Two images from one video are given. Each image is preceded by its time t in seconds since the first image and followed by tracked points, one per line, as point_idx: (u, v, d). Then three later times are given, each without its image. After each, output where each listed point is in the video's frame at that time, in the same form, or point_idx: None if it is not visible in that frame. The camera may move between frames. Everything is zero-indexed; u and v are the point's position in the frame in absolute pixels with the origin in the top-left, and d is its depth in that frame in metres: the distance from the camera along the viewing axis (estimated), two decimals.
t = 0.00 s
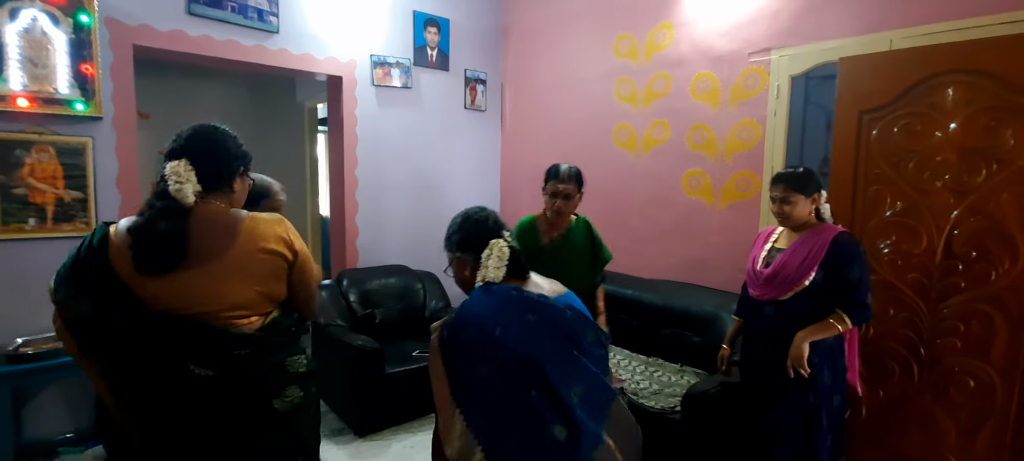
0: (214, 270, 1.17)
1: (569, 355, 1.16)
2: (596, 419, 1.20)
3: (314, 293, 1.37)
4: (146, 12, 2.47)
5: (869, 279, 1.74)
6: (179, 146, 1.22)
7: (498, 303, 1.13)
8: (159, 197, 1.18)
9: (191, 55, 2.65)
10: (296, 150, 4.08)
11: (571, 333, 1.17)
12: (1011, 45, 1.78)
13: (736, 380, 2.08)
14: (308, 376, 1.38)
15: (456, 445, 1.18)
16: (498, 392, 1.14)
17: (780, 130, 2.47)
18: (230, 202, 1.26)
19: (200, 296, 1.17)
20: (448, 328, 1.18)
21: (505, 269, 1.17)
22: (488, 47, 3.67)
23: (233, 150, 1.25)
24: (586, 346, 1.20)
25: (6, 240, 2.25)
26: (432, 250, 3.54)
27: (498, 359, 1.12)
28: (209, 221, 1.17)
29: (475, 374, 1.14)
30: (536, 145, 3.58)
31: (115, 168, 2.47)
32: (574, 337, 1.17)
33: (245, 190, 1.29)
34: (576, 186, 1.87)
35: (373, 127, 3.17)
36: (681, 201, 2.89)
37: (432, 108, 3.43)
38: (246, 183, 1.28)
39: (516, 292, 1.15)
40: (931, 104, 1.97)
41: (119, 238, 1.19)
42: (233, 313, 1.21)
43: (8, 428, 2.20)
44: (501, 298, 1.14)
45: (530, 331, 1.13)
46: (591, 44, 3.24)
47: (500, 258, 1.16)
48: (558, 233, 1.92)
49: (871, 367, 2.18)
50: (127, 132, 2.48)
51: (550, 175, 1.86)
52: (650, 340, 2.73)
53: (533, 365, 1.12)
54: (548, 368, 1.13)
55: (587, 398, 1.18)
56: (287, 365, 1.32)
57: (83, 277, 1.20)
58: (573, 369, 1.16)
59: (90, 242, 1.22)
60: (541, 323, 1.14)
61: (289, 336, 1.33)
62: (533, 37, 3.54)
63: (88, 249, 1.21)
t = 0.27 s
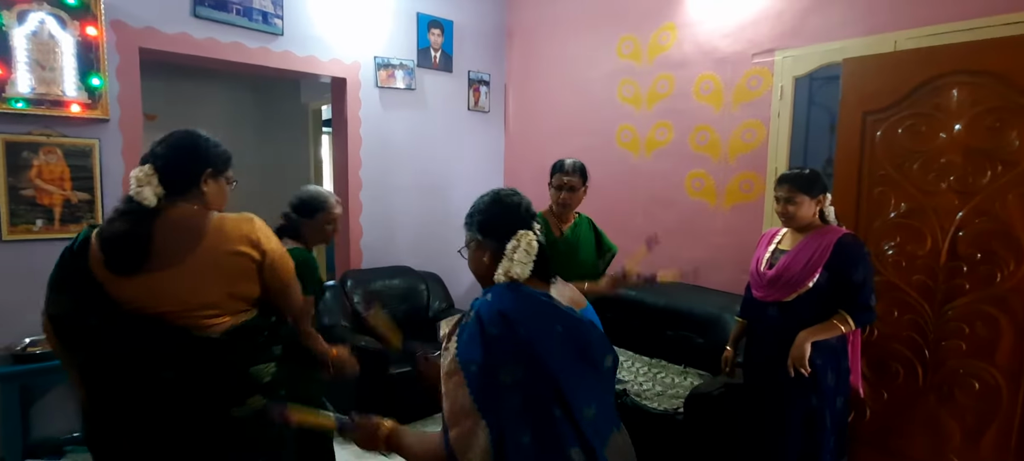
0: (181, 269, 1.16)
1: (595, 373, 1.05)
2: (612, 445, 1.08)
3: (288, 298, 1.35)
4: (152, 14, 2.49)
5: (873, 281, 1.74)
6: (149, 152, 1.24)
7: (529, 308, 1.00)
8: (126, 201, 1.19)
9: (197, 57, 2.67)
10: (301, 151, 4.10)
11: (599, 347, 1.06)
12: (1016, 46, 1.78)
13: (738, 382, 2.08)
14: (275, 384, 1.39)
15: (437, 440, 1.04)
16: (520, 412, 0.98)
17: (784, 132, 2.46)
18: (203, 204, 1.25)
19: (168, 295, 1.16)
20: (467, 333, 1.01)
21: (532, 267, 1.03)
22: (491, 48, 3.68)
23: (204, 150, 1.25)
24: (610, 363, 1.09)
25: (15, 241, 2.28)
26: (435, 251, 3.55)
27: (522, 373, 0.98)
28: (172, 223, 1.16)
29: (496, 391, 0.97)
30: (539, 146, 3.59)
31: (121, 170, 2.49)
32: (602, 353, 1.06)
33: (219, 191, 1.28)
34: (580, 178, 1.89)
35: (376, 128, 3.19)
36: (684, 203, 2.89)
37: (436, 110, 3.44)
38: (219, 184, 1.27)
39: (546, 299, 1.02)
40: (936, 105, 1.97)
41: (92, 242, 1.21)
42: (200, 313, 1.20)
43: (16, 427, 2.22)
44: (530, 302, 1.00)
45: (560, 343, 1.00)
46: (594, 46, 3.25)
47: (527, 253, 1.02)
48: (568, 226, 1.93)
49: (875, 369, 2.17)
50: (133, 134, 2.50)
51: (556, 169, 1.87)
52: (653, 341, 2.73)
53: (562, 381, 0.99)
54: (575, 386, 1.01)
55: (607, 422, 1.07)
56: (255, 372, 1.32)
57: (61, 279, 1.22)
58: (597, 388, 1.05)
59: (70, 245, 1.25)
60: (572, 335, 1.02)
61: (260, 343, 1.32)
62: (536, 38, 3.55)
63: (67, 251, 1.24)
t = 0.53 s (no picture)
0: (155, 266, 1.21)
1: (612, 400, 1.00)
2: None
3: (263, 300, 1.37)
4: (156, 18, 2.51)
5: (878, 284, 1.73)
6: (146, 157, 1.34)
7: (556, 329, 0.93)
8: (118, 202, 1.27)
9: (201, 61, 2.68)
10: (304, 154, 4.12)
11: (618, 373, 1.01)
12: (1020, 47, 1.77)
13: (742, 385, 2.06)
14: (249, 385, 1.40)
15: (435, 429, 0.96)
16: (536, 441, 0.90)
17: (787, 134, 2.46)
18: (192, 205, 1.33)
19: (142, 291, 1.21)
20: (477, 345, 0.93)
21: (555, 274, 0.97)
22: (494, 51, 3.69)
23: (200, 155, 1.35)
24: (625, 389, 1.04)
25: (21, 243, 2.30)
26: (438, 253, 3.56)
27: (541, 397, 0.90)
28: (155, 222, 1.24)
29: (513, 415, 0.89)
30: (542, 148, 3.59)
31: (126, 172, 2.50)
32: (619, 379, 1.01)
33: (210, 194, 1.36)
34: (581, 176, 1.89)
35: (379, 131, 3.20)
36: (687, 205, 2.88)
37: (439, 112, 3.45)
38: (211, 187, 1.36)
39: (573, 320, 0.96)
40: (940, 107, 1.96)
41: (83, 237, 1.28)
42: (170, 309, 1.23)
43: (21, 429, 2.23)
44: (555, 322, 0.94)
45: (585, 368, 0.94)
46: (596, 48, 3.25)
47: (549, 258, 0.96)
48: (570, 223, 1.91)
49: (880, 372, 2.15)
50: (138, 137, 2.51)
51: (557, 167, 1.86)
52: (657, 343, 2.73)
53: (583, 408, 0.93)
54: (595, 415, 0.95)
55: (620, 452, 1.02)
56: (222, 373, 1.33)
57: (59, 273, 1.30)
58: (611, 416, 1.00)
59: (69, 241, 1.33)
60: (596, 360, 0.96)
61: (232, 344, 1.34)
62: (539, 41, 3.55)
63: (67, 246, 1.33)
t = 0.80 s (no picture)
0: (163, 262, 1.34)
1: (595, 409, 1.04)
2: None
3: (264, 298, 1.46)
4: (161, 20, 2.52)
5: (883, 287, 1.72)
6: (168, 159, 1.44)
7: (542, 342, 0.96)
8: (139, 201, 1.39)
9: (206, 62, 2.69)
10: (307, 155, 4.13)
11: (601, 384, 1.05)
12: None
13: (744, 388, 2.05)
14: (247, 382, 1.45)
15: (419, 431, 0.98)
16: (521, 449, 0.94)
17: (790, 136, 2.45)
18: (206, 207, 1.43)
19: (152, 285, 1.34)
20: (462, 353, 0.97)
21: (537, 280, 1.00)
22: (497, 53, 3.69)
23: (216, 159, 1.43)
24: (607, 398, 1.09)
25: (26, 245, 2.31)
26: (441, 255, 3.56)
27: (527, 406, 0.94)
28: (169, 222, 1.35)
29: (498, 424, 0.93)
30: (545, 150, 3.59)
31: (130, 173, 2.51)
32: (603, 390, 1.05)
33: (223, 195, 1.44)
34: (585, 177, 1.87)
35: (382, 132, 3.20)
36: (690, 207, 2.88)
37: (442, 114, 3.45)
38: (224, 189, 1.44)
39: (558, 331, 0.99)
40: (944, 109, 1.95)
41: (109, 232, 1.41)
42: (175, 302, 1.36)
43: (25, 429, 2.24)
44: (542, 334, 0.97)
45: (568, 379, 0.98)
46: (599, 50, 3.25)
47: (529, 265, 0.99)
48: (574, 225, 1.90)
49: (885, 376, 2.14)
50: (142, 138, 2.52)
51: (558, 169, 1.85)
52: (660, 346, 2.73)
53: (565, 417, 0.97)
54: (577, 423, 0.99)
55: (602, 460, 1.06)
56: (221, 366, 1.41)
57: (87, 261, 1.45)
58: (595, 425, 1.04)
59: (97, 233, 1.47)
60: (580, 371, 1.00)
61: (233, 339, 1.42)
62: (542, 43, 3.56)
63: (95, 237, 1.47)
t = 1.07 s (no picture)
0: (199, 262, 1.41)
1: (545, 399, 1.04)
2: None
3: (292, 299, 1.49)
4: (165, 23, 2.53)
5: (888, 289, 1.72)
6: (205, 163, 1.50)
7: (483, 331, 0.98)
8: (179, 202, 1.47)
9: (209, 65, 2.70)
10: (310, 156, 4.15)
11: (553, 374, 1.05)
12: None
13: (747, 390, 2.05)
14: (272, 370, 1.52)
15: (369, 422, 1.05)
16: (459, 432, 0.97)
17: (793, 137, 2.45)
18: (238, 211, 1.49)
19: (188, 282, 1.42)
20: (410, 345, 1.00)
21: (485, 279, 1.03)
22: (500, 54, 3.70)
23: (252, 166, 1.50)
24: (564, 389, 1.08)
25: (32, 246, 2.33)
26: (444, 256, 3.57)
27: (464, 392, 0.96)
28: (206, 224, 1.43)
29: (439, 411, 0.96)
30: (547, 151, 3.59)
31: (134, 175, 2.52)
32: (554, 380, 1.05)
33: (256, 200, 1.51)
34: (584, 183, 1.83)
35: (385, 134, 3.21)
36: (693, 208, 2.87)
37: (445, 115, 3.46)
38: (258, 195, 1.51)
39: (502, 321, 1.00)
40: (948, 110, 1.95)
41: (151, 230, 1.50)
42: (207, 299, 1.43)
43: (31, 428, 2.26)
44: (484, 324, 0.99)
45: (511, 369, 0.99)
46: (602, 51, 3.25)
47: (476, 263, 1.02)
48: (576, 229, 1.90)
49: (888, 378, 2.14)
50: (147, 140, 2.53)
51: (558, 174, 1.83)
52: (663, 347, 2.73)
53: (506, 405, 0.98)
54: (519, 412, 1.00)
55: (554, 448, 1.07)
56: (250, 353, 1.48)
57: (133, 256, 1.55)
58: (544, 414, 1.04)
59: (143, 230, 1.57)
60: (525, 360, 1.00)
61: (260, 331, 1.49)
62: (544, 44, 3.56)
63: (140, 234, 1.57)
